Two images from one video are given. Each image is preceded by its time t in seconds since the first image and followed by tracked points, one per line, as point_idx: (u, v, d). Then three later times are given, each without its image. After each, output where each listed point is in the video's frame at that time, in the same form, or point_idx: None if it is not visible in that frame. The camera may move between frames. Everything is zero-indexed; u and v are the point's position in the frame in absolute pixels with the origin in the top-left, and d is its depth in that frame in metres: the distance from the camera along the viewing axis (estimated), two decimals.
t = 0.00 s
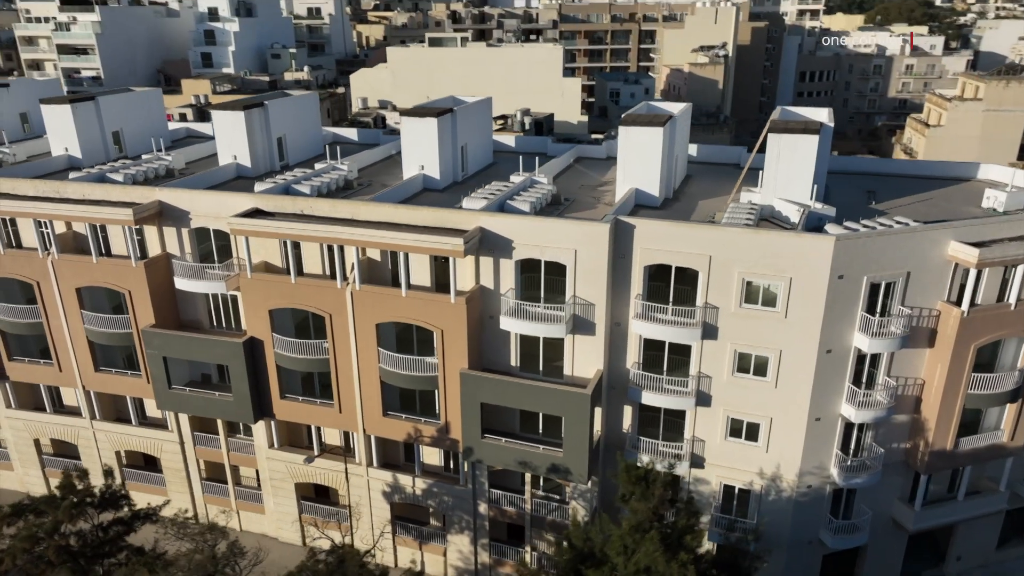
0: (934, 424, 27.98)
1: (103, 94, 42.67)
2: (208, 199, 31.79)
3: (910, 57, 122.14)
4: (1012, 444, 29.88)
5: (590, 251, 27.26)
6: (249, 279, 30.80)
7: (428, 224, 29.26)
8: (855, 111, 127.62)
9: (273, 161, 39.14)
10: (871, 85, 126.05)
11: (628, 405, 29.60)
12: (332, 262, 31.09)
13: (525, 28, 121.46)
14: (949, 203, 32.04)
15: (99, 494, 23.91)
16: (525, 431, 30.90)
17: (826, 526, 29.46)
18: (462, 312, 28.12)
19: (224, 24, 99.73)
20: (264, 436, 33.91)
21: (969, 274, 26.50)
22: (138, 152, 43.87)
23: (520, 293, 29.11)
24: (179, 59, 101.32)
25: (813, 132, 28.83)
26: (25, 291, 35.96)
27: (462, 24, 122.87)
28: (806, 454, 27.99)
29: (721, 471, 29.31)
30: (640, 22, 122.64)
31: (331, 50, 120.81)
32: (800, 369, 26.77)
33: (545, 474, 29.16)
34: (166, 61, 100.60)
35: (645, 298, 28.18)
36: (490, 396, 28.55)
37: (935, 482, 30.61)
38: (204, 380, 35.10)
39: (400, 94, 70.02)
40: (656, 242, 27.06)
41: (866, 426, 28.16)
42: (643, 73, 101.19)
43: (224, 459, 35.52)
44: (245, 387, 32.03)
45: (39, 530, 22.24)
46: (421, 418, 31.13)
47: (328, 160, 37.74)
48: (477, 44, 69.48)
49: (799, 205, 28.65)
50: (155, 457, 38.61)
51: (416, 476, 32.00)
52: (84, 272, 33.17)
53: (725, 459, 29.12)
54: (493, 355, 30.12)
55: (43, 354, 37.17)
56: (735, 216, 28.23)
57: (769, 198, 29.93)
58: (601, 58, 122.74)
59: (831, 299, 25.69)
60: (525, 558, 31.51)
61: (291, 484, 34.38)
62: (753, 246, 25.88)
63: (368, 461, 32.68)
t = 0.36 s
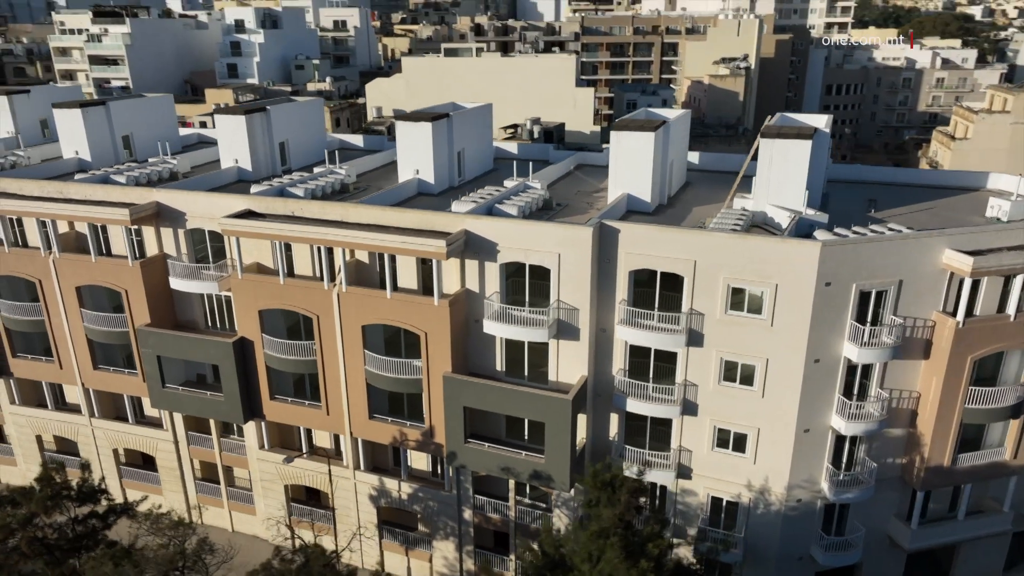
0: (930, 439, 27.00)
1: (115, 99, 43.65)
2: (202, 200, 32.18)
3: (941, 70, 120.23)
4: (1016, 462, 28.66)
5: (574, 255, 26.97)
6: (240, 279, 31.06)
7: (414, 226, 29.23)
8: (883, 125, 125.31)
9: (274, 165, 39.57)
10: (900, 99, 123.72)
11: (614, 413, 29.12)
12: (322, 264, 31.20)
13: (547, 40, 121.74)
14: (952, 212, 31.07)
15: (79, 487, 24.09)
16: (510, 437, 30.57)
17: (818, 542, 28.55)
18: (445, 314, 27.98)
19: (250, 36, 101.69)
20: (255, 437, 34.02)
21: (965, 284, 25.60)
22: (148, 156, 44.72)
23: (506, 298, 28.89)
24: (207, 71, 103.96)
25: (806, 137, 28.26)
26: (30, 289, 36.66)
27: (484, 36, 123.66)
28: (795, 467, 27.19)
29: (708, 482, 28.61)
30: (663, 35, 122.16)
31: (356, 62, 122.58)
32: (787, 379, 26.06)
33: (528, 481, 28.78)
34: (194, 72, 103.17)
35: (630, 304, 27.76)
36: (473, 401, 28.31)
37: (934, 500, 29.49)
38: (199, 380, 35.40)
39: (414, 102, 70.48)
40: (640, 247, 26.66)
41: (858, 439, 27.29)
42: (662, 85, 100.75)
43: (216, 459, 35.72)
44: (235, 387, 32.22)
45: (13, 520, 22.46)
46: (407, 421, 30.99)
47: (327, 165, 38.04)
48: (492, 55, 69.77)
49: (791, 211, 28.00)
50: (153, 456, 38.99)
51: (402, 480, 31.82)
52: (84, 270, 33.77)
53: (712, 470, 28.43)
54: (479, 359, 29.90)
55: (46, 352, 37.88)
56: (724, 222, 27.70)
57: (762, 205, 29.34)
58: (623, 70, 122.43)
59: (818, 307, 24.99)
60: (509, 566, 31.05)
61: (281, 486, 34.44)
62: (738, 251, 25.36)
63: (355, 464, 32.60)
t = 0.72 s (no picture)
0: (925, 449, 26.08)
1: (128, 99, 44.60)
2: (199, 196, 32.60)
3: (974, 78, 117.58)
4: (1017, 475, 27.52)
5: (558, 253, 26.69)
6: (232, 275, 31.35)
7: (402, 223, 29.24)
8: (914, 134, 122.55)
9: (277, 164, 39.99)
10: (932, 107, 120.97)
11: (601, 415, 28.70)
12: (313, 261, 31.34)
13: (570, 47, 121.75)
14: (956, 215, 30.07)
15: (61, 474, 24.47)
16: (497, 437, 30.31)
17: (808, 553, 27.71)
18: (429, 312, 27.88)
19: (275, 42, 103.50)
20: (247, 432, 34.22)
21: (960, 288, 24.72)
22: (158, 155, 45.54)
23: (492, 296, 28.69)
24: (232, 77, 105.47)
25: (799, 137, 27.63)
26: (37, 283, 37.50)
27: (508, 43, 124.05)
28: (783, 474, 26.47)
29: (695, 488, 28.01)
30: (687, 42, 121.38)
31: (381, 68, 123.77)
32: (774, 383, 25.42)
33: (511, 481, 28.51)
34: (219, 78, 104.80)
35: (616, 304, 27.36)
36: (456, 399, 28.14)
37: (932, 513, 28.45)
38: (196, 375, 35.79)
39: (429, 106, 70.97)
40: (625, 245, 26.27)
41: (850, 446, 26.49)
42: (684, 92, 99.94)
43: (211, 453, 36.00)
44: (227, 382, 32.47)
45: None
46: (394, 419, 30.92)
47: (327, 164, 38.33)
48: (507, 60, 69.89)
49: (782, 212, 27.37)
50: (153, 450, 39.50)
51: (389, 478, 31.73)
52: (85, 264, 34.41)
53: (699, 475, 27.82)
54: (465, 358, 29.75)
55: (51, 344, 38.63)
56: (713, 222, 27.18)
57: (755, 206, 28.75)
58: (646, 77, 121.86)
59: (805, 309, 24.35)
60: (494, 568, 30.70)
61: (272, 481, 34.54)
62: (723, 251, 24.85)
63: (344, 461, 32.57)
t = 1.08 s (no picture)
0: (919, 450, 25.24)
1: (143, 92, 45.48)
2: (199, 185, 33.06)
3: (1014, 78, 113.42)
4: (1019, 481, 26.46)
5: (544, 243, 26.45)
6: (228, 262, 31.73)
7: (392, 213, 29.26)
8: (950, 135, 118.95)
9: (283, 156, 40.40)
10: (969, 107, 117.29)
11: (588, 408, 28.36)
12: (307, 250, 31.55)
13: (595, 46, 121.04)
14: (962, 211, 29.05)
15: (50, 452, 25.01)
16: (486, 429, 30.18)
17: (798, 554, 27.03)
18: (416, 301, 27.85)
19: (301, 40, 104.82)
20: (244, 419, 34.61)
21: (957, 284, 23.85)
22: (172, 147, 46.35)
23: (480, 287, 28.56)
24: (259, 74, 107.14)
25: (795, 128, 26.97)
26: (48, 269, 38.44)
27: (533, 41, 123.78)
28: (771, 473, 25.84)
29: (682, 485, 27.51)
30: (714, 40, 119.72)
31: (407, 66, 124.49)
32: (761, 379, 24.84)
33: (496, 473, 28.35)
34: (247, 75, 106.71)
35: (603, 296, 27.00)
36: (442, 389, 28.07)
37: (931, 518, 27.52)
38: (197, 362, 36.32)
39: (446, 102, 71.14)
40: (612, 236, 25.91)
41: (841, 446, 25.76)
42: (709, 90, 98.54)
43: (210, 439, 36.46)
44: (223, 369, 32.88)
45: None
46: (384, 409, 30.98)
47: (330, 156, 38.59)
48: (525, 56, 69.65)
49: (776, 205, 26.74)
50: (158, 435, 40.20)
51: (379, 468, 31.78)
52: (91, 251, 35.16)
53: (686, 472, 27.33)
54: (455, 349, 29.67)
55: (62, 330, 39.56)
56: (704, 214, 26.67)
57: (750, 199, 28.15)
58: (672, 76, 120.52)
59: (792, 303, 23.74)
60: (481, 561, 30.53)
61: (268, 468, 34.63)
62: (709, 242, 24.35)
63: (336, 450, 32.71)
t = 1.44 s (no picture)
0: (911, 453, 24.50)
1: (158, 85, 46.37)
2: (200, 175, 33.58)
3: None
4: (1020, 487, 25.48)
5: (530, 235, 26.28)
6: (226, 251, 32.17)
7: (384, 204, 29.35)
8: (988, 135, 115.51)
9: (289, 149, 40.85)
10: (1008, 107, 113.81)
11: (576, 403, 28.12)
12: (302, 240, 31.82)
13: (621, 44, 120.38)
14: (967, 207, 28.14)
15: (42, 432, 25.61)
16: (475, 422, 30.13)
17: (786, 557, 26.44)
18: (404, 291, 27.89)
19: (327, 38, 106.13)
20: (242, 407, 35.08)
21: (951, 282, 23.08)
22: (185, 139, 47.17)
23: (469, 279, 28.51)
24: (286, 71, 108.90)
25: (789, 120, 26.37)
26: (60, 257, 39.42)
27: (559, 40, 123.47)
28: (757, 472, 25.32)
29: (669, 482, 27.13)
30: (742, 38, 118.06)
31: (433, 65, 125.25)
32: (746, 376, 24.35)
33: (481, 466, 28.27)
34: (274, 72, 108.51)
35: (590, 288, 26.72)
36: (429, 379, 28.08)
37: (926, 523, 26.74)
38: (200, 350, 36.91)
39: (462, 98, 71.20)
40: (598, 229, 25.63)
41: (830, 447, 25.13)
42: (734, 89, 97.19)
43: (211, 426, 37.00)
44: (221, 356, 33.35)
45: None
46: (375, 399, 31.12)
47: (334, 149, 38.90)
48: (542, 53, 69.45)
49: (768, 199, 26.19)
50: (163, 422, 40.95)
51: (370, 458, 31.94)
52: (99, 239, 35.96)
53: (672, 469, 26.94)
54: (444, 341, 29.67)
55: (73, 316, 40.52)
56: (693, 208, 26.23)
57: (743, 193, 27.61)
58: (699, 75, 119.20)
59: (777, 298, 23.23)
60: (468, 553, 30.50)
61: (265, 456, 35.06)
62: (694, 235, 23.94)
63: (329, 439, 32.94)
